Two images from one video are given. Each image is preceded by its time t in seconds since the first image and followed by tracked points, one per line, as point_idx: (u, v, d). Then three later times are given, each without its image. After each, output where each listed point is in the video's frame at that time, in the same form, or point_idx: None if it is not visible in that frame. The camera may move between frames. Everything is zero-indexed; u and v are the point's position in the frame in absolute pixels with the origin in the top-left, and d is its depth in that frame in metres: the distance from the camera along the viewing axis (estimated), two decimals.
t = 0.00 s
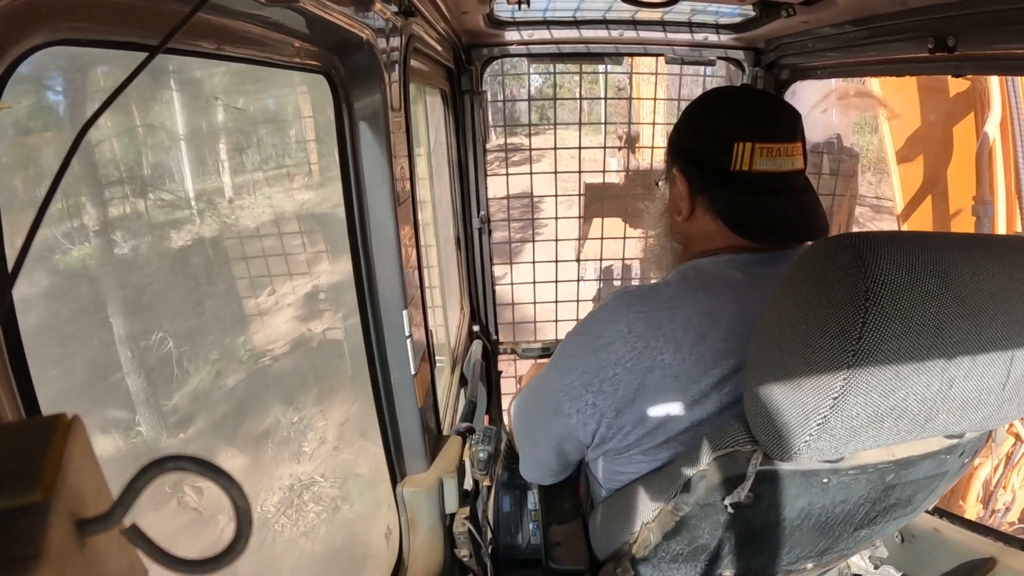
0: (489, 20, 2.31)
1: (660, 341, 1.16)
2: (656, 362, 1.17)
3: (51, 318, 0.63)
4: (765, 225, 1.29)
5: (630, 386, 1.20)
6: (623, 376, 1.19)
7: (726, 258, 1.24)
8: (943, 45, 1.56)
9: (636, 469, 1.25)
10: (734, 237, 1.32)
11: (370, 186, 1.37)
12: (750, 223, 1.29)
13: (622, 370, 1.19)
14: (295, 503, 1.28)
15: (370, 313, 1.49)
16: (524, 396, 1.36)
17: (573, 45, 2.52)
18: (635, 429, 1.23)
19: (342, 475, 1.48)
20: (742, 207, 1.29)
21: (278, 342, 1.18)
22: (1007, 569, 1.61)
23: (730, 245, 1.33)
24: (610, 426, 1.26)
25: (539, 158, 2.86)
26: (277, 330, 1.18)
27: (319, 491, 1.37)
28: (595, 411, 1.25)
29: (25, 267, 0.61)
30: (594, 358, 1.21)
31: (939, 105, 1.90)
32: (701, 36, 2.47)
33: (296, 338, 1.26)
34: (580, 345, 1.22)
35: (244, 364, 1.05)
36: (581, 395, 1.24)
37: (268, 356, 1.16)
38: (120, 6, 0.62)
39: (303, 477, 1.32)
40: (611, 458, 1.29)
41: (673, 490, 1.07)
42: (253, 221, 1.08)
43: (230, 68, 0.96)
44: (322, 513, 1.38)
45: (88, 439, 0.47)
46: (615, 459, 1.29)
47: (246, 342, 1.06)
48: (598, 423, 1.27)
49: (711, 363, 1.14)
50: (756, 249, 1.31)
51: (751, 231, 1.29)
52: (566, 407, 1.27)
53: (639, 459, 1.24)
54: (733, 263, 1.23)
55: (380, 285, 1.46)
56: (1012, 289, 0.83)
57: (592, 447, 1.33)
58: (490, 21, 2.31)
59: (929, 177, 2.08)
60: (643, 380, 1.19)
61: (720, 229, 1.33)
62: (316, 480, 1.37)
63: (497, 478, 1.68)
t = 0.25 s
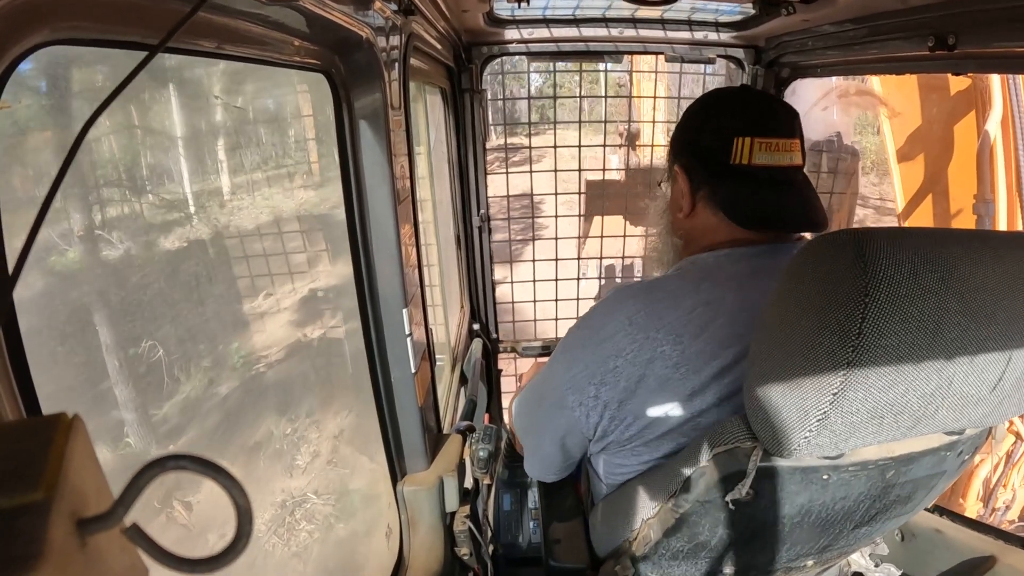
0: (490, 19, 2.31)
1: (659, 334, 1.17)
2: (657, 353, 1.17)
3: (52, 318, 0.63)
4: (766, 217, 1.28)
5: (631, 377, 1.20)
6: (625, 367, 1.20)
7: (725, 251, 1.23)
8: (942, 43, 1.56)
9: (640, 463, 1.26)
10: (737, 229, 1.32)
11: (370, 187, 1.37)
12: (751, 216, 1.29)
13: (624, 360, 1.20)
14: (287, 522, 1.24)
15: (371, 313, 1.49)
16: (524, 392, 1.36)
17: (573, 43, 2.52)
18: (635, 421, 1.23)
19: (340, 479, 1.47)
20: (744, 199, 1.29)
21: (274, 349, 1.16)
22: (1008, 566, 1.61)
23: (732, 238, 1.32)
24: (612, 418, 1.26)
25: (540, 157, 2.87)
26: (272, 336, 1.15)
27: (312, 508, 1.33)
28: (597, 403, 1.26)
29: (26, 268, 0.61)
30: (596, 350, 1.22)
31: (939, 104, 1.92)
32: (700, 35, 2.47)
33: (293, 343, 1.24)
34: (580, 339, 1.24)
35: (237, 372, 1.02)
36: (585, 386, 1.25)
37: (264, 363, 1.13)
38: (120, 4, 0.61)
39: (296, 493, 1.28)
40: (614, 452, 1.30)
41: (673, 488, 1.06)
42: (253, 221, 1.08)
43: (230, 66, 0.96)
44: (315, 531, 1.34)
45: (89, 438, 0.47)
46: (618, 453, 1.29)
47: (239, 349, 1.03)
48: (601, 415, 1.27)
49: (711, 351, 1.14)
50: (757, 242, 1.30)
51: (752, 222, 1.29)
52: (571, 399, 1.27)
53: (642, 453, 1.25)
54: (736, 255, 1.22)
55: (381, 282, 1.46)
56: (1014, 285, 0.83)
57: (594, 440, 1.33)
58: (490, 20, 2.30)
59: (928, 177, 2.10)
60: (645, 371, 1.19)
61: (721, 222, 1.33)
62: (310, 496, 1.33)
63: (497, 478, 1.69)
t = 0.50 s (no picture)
0: (489, 19, 2.32)
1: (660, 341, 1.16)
2: (655, 370, 1.17)
3: (52, 319, 0.63)
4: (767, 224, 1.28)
5: (629, 394, 1.20)
6: (621, 383, 1.20)
7: (727, 262, 1.22)
8: (942, 41, 1.56)
9: (634, 476, 1.25)
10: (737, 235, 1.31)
11: (369, 187, 1.37)
12: (752, 222, 1.29)
13: (620, 377, 1.20)
14: (277, 542, 1.19)
15: (370, 312, 1.49)
16: (523, 395, 1.36)
17: (572, 43, 2.52)
18: (633, 437, 1.23)
19: (335, 492, 1.44)
20: (744, 205, 1.29)
21: (269, 353, 1.15)
22: (1009, 565, 1.61)
23: (734, 245, 1.32)
24: (606, 433, 1.26)
25: (539, 156, 2.87)
26: (268, 340, 1.14)
27: (303, 528, 1.29)
28: (591, 418, 1.26)
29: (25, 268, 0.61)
30: (592, 363, 1.22)
31: (939, 102, 1.92)
32: (700, 34, 2.48)
33: (288, 347, 1.23)
34: (580, 348, 1.22)
35: (230, 377, 1.01)
36: (578, 402, 1.25)
37: (257, 370, 1.11)
38: (120, 3, 0.61)
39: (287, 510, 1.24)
40: (608, 466, 1.30)
41: (673, 489, 1.07)
42: (253, 222, 1.08)
43: (229, 66, 0.96)
44: (306, 553, 1.29)
45: (88, 438, 0.47)
46: (613, 467, 1.29)
47: (231, 356, 1.01)
48: (594, 430, 1.27)
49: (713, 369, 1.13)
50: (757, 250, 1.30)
51: (753, 230, 1.29)
52: (564, 412, 1.27)
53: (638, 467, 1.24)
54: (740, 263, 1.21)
55: (380, 282, 1.46)
56: (1018, 286, 0.83)
57: (586, 455, 1.33)
58: (490, 19, 2.30)
59: (929, 176, 2.10)
60: (641, 388, 1.19)
61: (721, 227, 1.33)
62: (300, 515, 1.29)
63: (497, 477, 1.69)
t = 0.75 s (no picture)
0: (486, 21, 2.32)
1: (662, 344, 1.17)
2: (658, 368, 1.17)
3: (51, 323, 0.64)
4: (770, 225, 1.29)
5: (632, 392, 1.20)
6: (625, 380, 1.20)
7: (728, 260, 1.23)
8: (940, 40, 1.56)
9: (637, 473, 1.26)
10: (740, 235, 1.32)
11: (367, 191, 1.37)
12: (755, 223, 1.29)
13: (623, 374, 1.20)
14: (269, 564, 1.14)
15: (370, 315, 1.49)
16: (524, 397, 1.36)
17: (569, 44, 2.52)
18: (635, 435, 1.23)
19: (328, 511, 1.40)
20: (748, 206, 1.30)
21: (262, 361, 1.12)
22: (1011, 563, 1.61)
23: (736, 244, 1.32)
24: (609, 431, 1.25)
25: (539, 158, 2.86)
26: (261, 347, 1.11)
27: (295, 549, 1.23)
28: (594, 416, 1.26)
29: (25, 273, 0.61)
30: (594, 363, 1.21)
31: (937, 101, 1.92)
32: (697, 35, 2.48)
33: (280, 354, 1.19)
34: (580, 349, 1.23)
35: (221, 387, 0.98)
36: (581, 399, 1.25)
37: (248, 379, 1.08)
38: (120, 7, 0.61)
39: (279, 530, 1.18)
40: (610, 464, 1.30)
41: (674, 487, 1.06)
42: (251, 224, 1.08)
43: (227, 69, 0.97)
44: None
45: (88, 442, 0.47)
46: (614, 466, 1.29)
47: (224, 362, 0.99)
48: (598, 427, 1.27)
49: (713, 368, 1.14)
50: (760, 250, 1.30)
51: (756, 231, 1.29)
52: (567, 411, 1.27)
53: (640, 464, 1.25)
54: (739, 265, 1.22)
55: (379, 286, 1.47)
56: (1016, 279, 0.83)
57: (590, 452, 1.33)
58: (487, 21, 2.31)
59: (926, 175, 2.09)
60: (644, 385, 1.19)
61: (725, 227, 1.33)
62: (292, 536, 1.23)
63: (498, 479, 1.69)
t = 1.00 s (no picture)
0: (485, 24, 2.32)
1: (659, 344, 1.16)
2: (655, 366, 1.17)
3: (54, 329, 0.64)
4: (765, 226, 1.29)
5: (629, 390, 1.20)
6: (622, 379, 1.20)
7: (724, 260, 1.23)
8: (938, 39, 1.56)
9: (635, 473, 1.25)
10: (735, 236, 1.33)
11: (368, 195, 1.37)
12: (749, 224, 1.30)
13: (620, 373, 1.20)
14: None
15: (371, 318, 1.49)
16: (523, 398, 1.36)
17: (568, 47, 2.53)
18: (633, 434, 1.23)
19: (321, 534, 1.32)
20: (742, 207, 1.30)
21: (256, 368, 1.08)
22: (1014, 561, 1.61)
23: (731, 244, 1.32)
24: (607, 430, 1.25)
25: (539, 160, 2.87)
26: (255, 353, 1.08)
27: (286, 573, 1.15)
28: (591, 415, 1.26)
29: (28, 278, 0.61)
30: (592, 362, 1.21)
31: (936, 101, 1.92)
32: (696, 36, 2.48)
33: (276, 361, 1.16)
34: (578, 349, 1.23)
35: (215, 396, 0.95)
36: (578, 399, 1.25)
37: (242, 388, 1.04)
38: (120, 13, 0.62)
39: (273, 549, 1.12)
40: (610, 463, 1.30)
41: (674, 487, 1.06)
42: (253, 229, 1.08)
43: (226, 74, 0.96)
44: None
45: (90, 448, 0.47)
46: (614, 464, 1.29)
47: (215, 371, 0.96)
48: (595, 427, 1.27)
49: (711, 366, 1.14)
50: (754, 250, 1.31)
51: (750, 232, 1.30)
52: (565, 411, 1.27)
53: (638, 464, 1.24)
54: (734, 265, 1.22)
55: (380, 289, 1.47)
56: (1009, 274, 0.83)
57: (588, 452, 1.33)
58: (486, 24, 2.32)
59: (926, 173, 2.07)
60: (643, 384, 1.18)
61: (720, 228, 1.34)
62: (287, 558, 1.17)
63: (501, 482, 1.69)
